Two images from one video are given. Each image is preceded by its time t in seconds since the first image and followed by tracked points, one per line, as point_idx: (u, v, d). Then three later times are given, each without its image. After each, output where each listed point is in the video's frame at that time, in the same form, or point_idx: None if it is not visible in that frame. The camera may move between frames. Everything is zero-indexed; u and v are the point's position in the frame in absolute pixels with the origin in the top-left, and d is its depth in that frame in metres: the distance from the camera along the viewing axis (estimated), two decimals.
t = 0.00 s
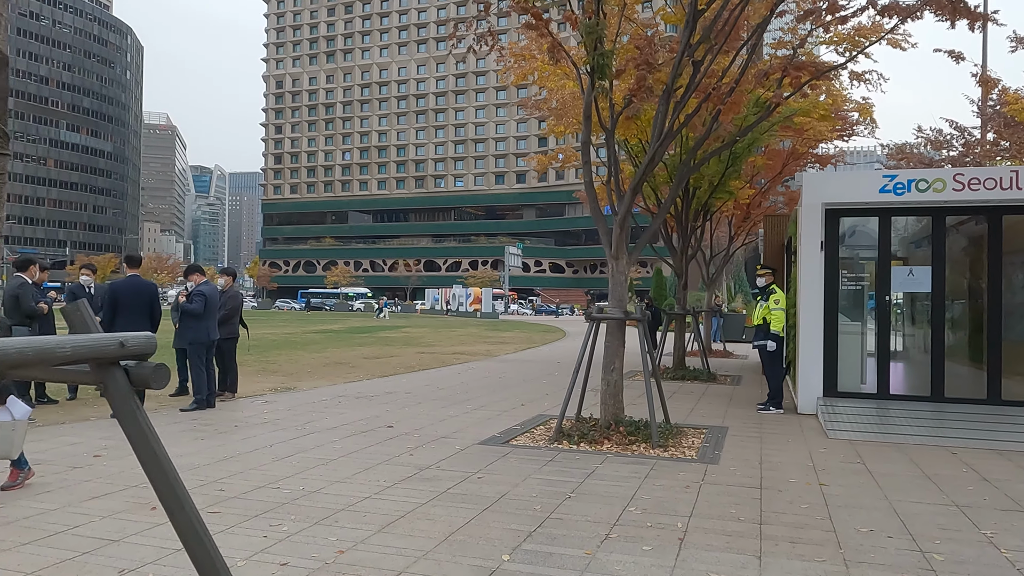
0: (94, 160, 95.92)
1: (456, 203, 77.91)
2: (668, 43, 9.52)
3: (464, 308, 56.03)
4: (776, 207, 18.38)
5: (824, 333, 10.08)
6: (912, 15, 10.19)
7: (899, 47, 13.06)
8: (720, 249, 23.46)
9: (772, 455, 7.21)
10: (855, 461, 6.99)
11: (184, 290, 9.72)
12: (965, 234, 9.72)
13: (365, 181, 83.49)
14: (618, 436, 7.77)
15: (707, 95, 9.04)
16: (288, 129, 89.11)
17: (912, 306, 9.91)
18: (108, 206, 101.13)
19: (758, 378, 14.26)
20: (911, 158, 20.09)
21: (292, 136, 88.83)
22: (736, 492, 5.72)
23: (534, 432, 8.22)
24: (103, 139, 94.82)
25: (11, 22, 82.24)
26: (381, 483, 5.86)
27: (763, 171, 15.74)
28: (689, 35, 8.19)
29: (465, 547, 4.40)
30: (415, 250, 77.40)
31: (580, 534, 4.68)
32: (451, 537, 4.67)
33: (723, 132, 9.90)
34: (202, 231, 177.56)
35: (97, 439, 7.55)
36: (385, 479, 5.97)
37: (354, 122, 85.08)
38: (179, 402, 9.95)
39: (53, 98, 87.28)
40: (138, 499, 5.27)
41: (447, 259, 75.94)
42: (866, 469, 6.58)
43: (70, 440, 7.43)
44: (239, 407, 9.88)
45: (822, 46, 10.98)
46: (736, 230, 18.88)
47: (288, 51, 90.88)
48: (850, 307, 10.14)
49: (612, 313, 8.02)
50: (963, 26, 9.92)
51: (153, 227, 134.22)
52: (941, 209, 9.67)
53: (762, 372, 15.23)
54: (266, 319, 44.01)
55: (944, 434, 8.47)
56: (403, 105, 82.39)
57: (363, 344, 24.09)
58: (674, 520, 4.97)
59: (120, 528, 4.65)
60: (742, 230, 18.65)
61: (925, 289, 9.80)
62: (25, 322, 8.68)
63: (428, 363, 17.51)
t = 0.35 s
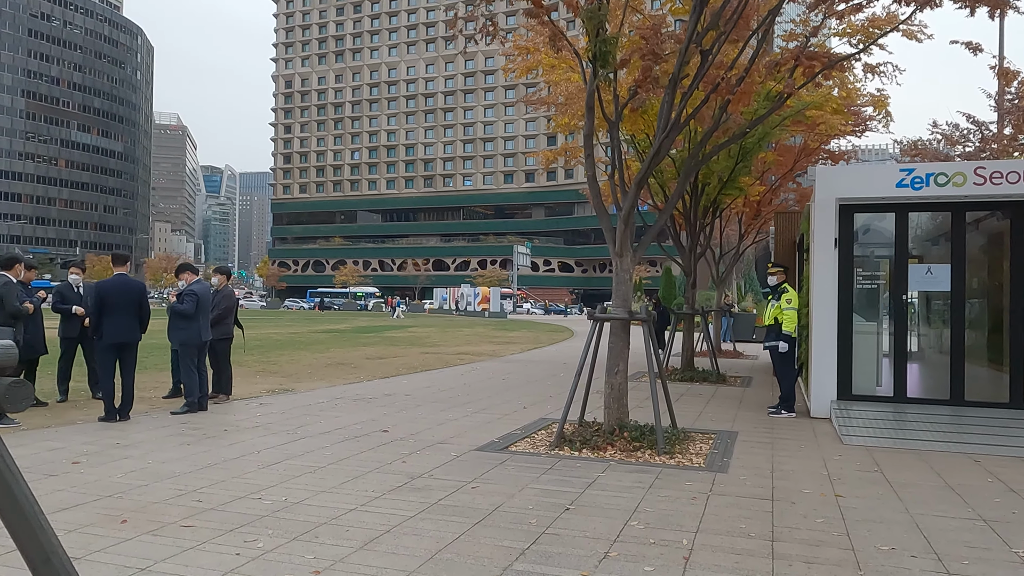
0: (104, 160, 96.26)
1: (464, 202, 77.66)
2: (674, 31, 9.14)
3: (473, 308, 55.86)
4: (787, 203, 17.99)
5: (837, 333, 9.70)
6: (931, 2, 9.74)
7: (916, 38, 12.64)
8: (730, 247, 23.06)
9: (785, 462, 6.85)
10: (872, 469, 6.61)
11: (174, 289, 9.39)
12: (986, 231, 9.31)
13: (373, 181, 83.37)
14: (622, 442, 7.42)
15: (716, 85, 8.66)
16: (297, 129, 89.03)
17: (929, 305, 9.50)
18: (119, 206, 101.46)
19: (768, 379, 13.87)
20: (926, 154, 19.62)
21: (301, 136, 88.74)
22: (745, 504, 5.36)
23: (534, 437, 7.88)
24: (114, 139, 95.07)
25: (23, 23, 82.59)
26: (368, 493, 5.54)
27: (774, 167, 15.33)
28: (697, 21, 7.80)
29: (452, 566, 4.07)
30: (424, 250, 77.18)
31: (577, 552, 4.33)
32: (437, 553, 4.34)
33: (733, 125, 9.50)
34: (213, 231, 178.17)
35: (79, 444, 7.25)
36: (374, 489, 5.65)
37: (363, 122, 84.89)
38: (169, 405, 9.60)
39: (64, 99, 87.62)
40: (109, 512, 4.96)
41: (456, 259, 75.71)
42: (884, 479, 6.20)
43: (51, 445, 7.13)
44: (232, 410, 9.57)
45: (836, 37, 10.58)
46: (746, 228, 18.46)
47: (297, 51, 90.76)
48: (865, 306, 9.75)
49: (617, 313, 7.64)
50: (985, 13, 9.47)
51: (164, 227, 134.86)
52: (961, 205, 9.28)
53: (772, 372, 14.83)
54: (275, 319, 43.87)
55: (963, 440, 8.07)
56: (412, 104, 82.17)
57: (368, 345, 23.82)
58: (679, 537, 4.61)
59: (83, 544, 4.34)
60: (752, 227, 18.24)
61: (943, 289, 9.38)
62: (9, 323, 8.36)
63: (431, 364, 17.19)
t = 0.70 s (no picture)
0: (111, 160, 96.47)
1: (470, 202, 77.43)
2: (675, 20, 8.82)
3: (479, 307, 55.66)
4: (794, 201, 17.65)
5: (846, 334, 9.35)
6: None
7: (926, 31, 12.29)
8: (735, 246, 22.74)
9: (791, 469, 6.52)
10: (883, 477, 6.28)
11: (162, 288, 9.14)
12: (1001, 228, 8.94)
13: (379, 180, 83.21)
14: (621, 447, 7.10)
15: (719, 75, 8.33)
16: (303, 129, 88.99)
17: (941, 304, 9.13)
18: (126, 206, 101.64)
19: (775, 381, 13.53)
20: (937, 150, 19.23)
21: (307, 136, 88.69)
22: (748, 515, 5.04)
23: (530, 441, 7.57)
24: (121, 140, 95.27)
25: (30, 24, 82.70)
26: (350, 502, 5.25)
27: (780, 164, 14.99)
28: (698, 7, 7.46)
29: None
30: (429, 249, 76.96)
31: (565, 568, 4.02)
32: (415, 568, 4.05)
33: (737, 116, 9.17)
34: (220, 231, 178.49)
35: (56, 447, 6.98)
36: (357, 497, 5.36)
37: (368, 121, 84.75)
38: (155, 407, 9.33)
39: (71, 99, 87.82)
40: (70, 522, 4.67)
41: (461, 258, 75.48)
42: (896, 487, 5.87)
43: (26, 448, 6.86)
44: (221, 412, 9.30)
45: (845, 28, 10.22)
46: (753, 226, 18.12)
47: (303, 51, 90.72)
48: (875, 306, 9.40)
49: (616, 312, 7.32)
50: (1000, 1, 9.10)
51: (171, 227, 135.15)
52: (975, 200, 8.93)
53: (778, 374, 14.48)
54: (279, 319, 43.69)
55: (978, 446, 7.71)
56: (417, 103, 81.99)
57: (369, 345, 23.57)
58: (676, 552, 4.29)
59: (36, 559, 4.05)
60: (758, 226, 17.90)
61: (957, 287, 9.02)
62: None
63: (431, 365, 16.90)
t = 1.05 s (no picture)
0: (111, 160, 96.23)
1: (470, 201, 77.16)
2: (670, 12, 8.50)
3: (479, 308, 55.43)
4: (794, 200, 17.37)
5: (847, 336, 9.05)
6: None
7: (929, 26, 12.00)
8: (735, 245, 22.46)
9: (788, 480, 6.22)
10: (885, 488, 5.98)
11: (140, 289, 8.86)
12: (1007, 227, 8.66)
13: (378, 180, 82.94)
14: (612, 456, 6.80)
15: (714, 68, 8.02)
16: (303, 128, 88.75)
17: (945, 307, 8.83)
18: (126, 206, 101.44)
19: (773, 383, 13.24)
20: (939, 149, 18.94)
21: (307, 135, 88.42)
22: (742, 531, 4.75)
23: (518, 449, 7.28)
24: (121, 139, 95.02)
25: (29, 23, 82.38)
26: (321, 517, 4.96)
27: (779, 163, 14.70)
28: None
29: None
30: (429, 249, 76.69)
31: None
32: None
33: (734, 111, 8.87)
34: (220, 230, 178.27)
35: (22, 456, 6.68)
36: (329, 511, 5.07)
37: (368, 121, 84.50)
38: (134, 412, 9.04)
39: (71, 99, 87.56)
40: (19, 540, 4.39)
41: (461, 258, 75.19)
42: (899, 500, 5.58)
43: None
44: (201, 417, 9.00)
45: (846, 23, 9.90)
46: (752, 226, 17.83)
47: (303, 50, 90.44)
48: (876, 307, 9.09)
49: (607, 314, 7.02)
50: None
51: (171, 227, 134.93)
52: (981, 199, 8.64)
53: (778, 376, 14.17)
54: (277, 319, 43.40)
55: (984, 454, 7.41)
56: (417, 103, 81.72)
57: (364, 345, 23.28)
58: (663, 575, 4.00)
59: None
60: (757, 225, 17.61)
61: (961, 289, 8.72)
62: None
63: (425, 367, 16.61)
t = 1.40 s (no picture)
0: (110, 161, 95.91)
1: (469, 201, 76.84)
2: None
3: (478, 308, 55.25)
4: (795, 197, 17.02)
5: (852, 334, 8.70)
6: None
7: (934, 16, 11.67)
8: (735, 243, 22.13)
9: (792, 485, 5.88)
10: (895, 495, 5.65)
11: (118, 287, 8.49)
12: (1018, 221, 8.32)
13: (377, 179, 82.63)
14: (607, 460, 6.46)
15: (714, 56, 7.68)
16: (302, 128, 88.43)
17: (954, 304, 8.49)
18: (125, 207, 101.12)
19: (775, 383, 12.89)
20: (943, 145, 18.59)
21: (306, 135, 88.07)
22: (744, 543, 4.42)
23: (508, 453, 6.94)
24: (119, 140, 94.69)
25: (28, 23, 81.98)
26: (293, 528, 4.62)
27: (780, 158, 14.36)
28: None
29: None
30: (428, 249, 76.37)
31: None
32: None
33: (733, 101, 8.54)
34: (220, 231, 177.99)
35: None
36: (302, 522, 4.73)
37: (367, 120, 84.16)
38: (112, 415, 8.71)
39: (70, 99, 87.20)
40: None
41: (460, 258, 74.88)
42: (911, 507, 5.24)
43: None
44: (180, 420, 8.65)
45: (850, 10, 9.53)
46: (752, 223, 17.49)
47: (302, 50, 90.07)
48: (882, 304, 8.75)
49: (602, 312, 6.68)
50: None
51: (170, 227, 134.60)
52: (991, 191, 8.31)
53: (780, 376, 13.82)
54: (277, 321, 43.00)
55: (997, 458, 7.06)
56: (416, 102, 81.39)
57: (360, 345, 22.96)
58: None
59: None
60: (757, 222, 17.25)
61: (971, 285, 8.39)
62: None
63: (419, 367, 16.27)
